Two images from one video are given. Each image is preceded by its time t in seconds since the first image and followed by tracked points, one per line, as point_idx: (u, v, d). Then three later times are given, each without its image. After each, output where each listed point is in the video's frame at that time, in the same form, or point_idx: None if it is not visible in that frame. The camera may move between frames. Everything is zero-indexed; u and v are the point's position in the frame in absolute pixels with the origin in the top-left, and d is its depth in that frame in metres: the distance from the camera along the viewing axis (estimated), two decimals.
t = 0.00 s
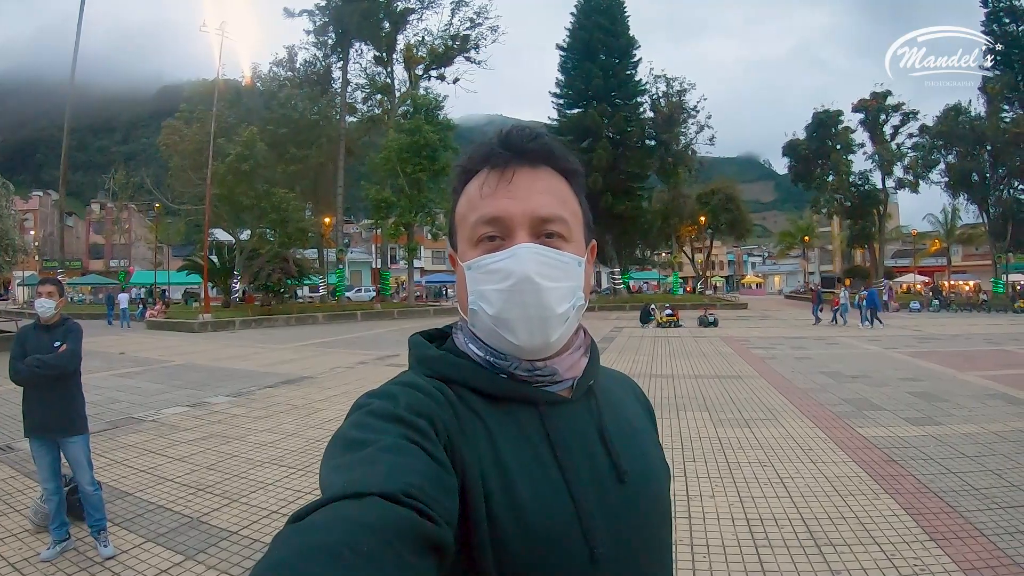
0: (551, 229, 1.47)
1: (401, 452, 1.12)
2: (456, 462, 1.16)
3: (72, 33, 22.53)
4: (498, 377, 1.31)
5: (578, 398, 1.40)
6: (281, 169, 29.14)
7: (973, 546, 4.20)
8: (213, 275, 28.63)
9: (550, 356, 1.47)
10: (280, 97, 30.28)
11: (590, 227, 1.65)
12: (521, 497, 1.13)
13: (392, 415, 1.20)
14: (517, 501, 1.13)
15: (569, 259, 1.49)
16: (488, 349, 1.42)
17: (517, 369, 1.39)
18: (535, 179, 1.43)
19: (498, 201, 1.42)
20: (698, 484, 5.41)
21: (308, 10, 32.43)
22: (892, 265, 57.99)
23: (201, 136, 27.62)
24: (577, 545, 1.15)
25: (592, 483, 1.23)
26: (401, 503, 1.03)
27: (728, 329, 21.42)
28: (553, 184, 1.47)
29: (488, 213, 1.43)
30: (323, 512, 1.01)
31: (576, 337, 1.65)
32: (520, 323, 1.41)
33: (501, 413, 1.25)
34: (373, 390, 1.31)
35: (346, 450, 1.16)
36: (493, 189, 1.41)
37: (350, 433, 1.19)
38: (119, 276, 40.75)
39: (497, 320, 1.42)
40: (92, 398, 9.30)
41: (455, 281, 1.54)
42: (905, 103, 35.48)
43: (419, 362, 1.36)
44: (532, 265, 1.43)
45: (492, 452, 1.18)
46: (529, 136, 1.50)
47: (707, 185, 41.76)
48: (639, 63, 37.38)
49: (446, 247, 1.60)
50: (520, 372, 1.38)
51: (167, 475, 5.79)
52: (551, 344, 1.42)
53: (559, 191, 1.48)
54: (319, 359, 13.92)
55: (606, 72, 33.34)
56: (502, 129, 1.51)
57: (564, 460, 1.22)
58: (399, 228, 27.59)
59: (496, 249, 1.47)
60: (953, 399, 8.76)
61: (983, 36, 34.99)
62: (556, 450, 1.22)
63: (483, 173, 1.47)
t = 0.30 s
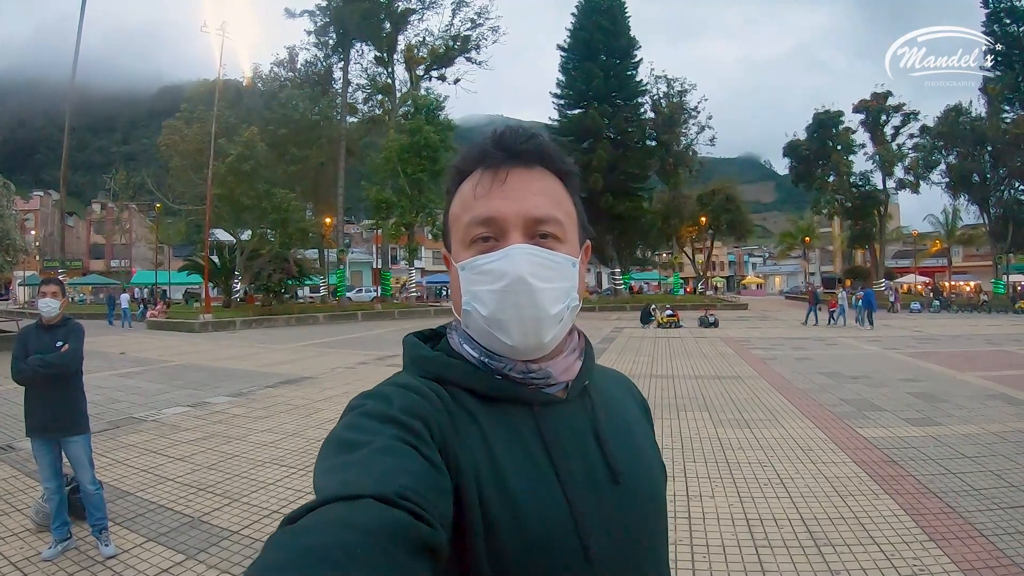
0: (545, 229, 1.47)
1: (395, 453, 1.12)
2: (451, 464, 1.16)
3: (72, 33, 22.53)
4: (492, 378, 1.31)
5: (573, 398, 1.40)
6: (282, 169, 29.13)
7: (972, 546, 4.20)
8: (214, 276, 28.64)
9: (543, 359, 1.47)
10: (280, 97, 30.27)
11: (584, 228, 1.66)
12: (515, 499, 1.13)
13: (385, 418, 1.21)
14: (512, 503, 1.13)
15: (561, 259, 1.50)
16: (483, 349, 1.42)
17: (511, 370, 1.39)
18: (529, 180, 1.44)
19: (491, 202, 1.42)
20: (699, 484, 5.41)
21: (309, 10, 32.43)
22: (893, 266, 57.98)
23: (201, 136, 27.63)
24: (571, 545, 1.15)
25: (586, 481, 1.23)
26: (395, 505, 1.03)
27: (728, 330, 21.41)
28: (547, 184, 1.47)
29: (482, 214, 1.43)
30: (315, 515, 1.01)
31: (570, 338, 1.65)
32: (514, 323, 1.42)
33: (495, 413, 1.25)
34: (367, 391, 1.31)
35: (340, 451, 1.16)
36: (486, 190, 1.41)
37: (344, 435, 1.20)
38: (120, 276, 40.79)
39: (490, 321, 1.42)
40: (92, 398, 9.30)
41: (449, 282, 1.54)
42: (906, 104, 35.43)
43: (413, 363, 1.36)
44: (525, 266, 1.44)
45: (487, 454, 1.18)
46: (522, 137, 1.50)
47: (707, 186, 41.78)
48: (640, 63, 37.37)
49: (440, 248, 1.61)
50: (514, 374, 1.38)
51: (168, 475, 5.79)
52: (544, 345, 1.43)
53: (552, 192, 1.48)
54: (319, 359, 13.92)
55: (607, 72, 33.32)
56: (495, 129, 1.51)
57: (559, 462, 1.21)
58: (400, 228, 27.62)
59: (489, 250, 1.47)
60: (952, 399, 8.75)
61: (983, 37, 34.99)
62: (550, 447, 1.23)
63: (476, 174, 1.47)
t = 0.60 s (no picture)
0: (544, 225, 1.47)
1: (395, 451, 1.12)
2: (451, 460, 1.16)
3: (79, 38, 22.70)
4: (492, 374, 1.31)
5: (574, 395, 1.39)
6: (287, 172, 29.24)
7: (977, 543, 4.17)
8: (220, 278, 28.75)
9: (544, 356, 1.47)
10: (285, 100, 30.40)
11: (583, 225, 1.66)
12: (516, 496, 1.13)
13: (386, 415, 1.20)
14: (512, 501, 1.13)
15: (560, 255, 1.50)
16: (482, 347, 1.42)
17: (512, 367, 1.38)
18: (527, 176, 1.44)
19: (490, 198, 1.42)
20: (704, 483, 5.40)
21: (314, 14, 32.57)
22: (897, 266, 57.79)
23: (207, 139, 27.79)
24: (572, 542, 1.15)
25: (587, 477, 1.23)
26: (393, 504, 1.03)
27: (733, 331, 21.36)
28: (545, 179, 1.48)
29: (481, 211, 1.44)
30: (317, 512, 1.01)
31: (571, 334, 1.65)
32: (513, 320, 1.42)
33: (493, 409, 1.25)
34: (367, 390, 1.31)
35: (341, 451, 1.16)
36: (485, 187, 1.42)
37: (345, 433, 1.19)
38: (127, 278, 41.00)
39: (490, 318, 1.42)
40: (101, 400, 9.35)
41: (449, 278, 1.54)
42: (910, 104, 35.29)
43: (414, 361, 1.36)
44: (524, 262, 1.44)
45: (487, 450, 1.18)
46: (521, 134, 1.50)
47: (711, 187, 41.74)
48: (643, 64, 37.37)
49: (440, 245, 1.61)
50: (515, 371, 1.38)
51: (178, 475, 5.81)
52: (544, 341, 1.43)
53: (550, 189, 1.48)
54: (325, 361, 13.96)
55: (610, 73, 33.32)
56: (494, 125, 1.51)
57: (561, 460, 1.21)
58: (404, 230, 27.77)
59: (488, 247, 1.47)
60: (957, 398, 8.71)
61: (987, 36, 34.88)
62: (550, 442, 1.23)
63: (474, 171, 1.47)
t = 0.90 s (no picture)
0: (542, 223, 1.48)
1: (399, 453, 1.12)
2: (454, 461, 1.16)
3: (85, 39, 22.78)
4: (494, 374, 1.31)
5: (576, 393, 1.40)
6: (291, 174, 29.29)
7: (978, 539, 4.16)
8: (224, 280, 28.81)
9: (546, 354, 1.48)
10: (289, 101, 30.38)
11: (581, 222, 1.66)
12: (519, 495, 1.13)
13: (389, 418, 1.20)
14: (514, 500, 1.13)
15: (559, 252, 1.50)
16: (484, 348, 1.43)
17: (514, 367, 1.38)
18: (522, 175, 1.44)
19: (486, 200, 1.42)
20: (708, 481, 5.39)
21: (318, 16, 32.63)
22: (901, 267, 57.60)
23: (212, 140, 27.92)
24: (579, 540, 1.15)
25: (591, 472, 1.23)
26: (398, 506, 1.03)
27: (737, 332, 21.32)
28: (541, 178, 1.48)
29: (479, 211, 1.43)
30: (324, 513, 1.01)
31: (572, 331, 1.66)
32: (515, 320, 1.42)
33: (494, 409, 1.25)
34: (370, 391, 1.31)
35: (345, 452, 1.16)
36: (480, 187, 1.42)
37: (350, 435, 1.19)
38: (132, 279, 41.14)
39: (491, 319, 1.42)
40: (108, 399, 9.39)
41: (448, 281, 1.55)
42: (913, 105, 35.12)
43: (417, 363, 1.35)
44: (523, 261, 1.44)
45: (491, 449, 1.18)
46: (515, 133, 1.50)
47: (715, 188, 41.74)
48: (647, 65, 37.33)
49: (438, 246, 1.61)
50: (517, 370, 1.38)
51: (187, 474, 5.82)
52: (546, 339, 1.43)
53: (546, 186, 1.48)
54: (330, 361, 13.99)
55: (614, 75, 33.29)
56: (488, 125, 1.51)
57: (565, 460, 1.21)
58: (408, 232, 27.84)
59: (487, 247, 1.47)
60: (959, 399, 8.68)
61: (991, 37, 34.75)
62: (553, 440, 1.23)
63: (470, 172, 1.47)
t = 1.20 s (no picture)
0: (542, 210, 1.48)
1: (399, 442, 1.12)
2: (454, 447, 1.16)
3: (91, 43, 22.91)
4: (494, 362, 1.31)
5: (576, 380, 1.40)
6: (295, 177, 29.39)
7: (976, 539, 4.15)
8: (228, 282, 28.85)
9: (546, 341, 1.48)
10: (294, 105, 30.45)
11: (579, 210, 1.66)
12: (518, 481, 1.13)
13: (389, 407, 1.21)
14: (514, 486, 1.13)
15: (558, 240, 1.50)
16: (483, 338, 1.43)
17: (513, 355, 1.38)
18: (522, 162, 1.44)
19: (485, 187, 1.42)
20: (709, 481, 5.38)
21: (322, 20, 32.75)
22: (905, 272, 57.45)
23: (216, 144, 28.06)
24: (576, 523, 1.14)
25: (589, 459, 1.23)
26: (399, 495, 1.03)
27: (740, 336, 21.30)
28: (540, 166, 1.48)
29: (477, 199, 1.43)
30: (326, 502, 1.02)
31: (572, 318, 1.66)
32: (514, 307, 1.41)
33: (493, 397, 1.25)
34: (369, 381, 1.31)
35: (345, 442, 1.16)
36: (479, 175, 1.42)
37: (349, 425, 1.19)
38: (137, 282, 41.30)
39: (491, 307, 1.42)
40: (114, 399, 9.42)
41: (446, 269, 1.54)
42: (915, 110, 34.81)
43: (415, 351, 1.35)
44: (523, 249, 1.44)
45: (490, 436, 1.18)
46: (513, 123, 1.50)
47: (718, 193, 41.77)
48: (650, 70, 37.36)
49: (437, 235, 1.61)
50: (515, 358, 1.38)
51: (193, 472, 5.84)
52: (546, 328, 1.43)
53: (545, 172, 1.48)
54: (334, 363, 14.02)
55: (617, 80, 33.33)
56: (485, 115, 1.51)
57: (564, 447, 1.21)
58: (412, 235, 27.89)
59: (486, 235, 1.47)
60: (960, 402, 8.65)
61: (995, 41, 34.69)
62: (552, 426, 1.23)
63: (469, 160, 1.47)
